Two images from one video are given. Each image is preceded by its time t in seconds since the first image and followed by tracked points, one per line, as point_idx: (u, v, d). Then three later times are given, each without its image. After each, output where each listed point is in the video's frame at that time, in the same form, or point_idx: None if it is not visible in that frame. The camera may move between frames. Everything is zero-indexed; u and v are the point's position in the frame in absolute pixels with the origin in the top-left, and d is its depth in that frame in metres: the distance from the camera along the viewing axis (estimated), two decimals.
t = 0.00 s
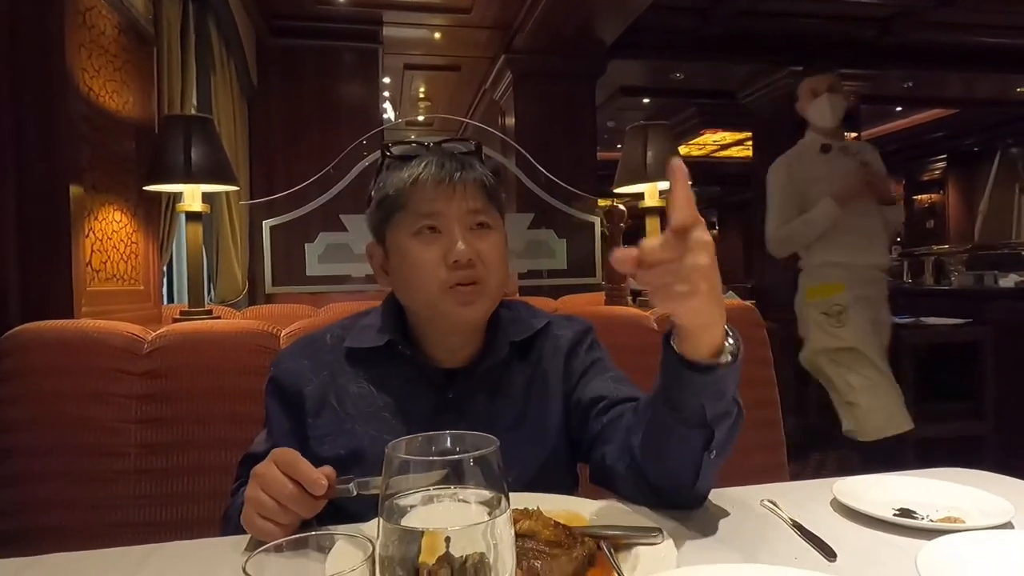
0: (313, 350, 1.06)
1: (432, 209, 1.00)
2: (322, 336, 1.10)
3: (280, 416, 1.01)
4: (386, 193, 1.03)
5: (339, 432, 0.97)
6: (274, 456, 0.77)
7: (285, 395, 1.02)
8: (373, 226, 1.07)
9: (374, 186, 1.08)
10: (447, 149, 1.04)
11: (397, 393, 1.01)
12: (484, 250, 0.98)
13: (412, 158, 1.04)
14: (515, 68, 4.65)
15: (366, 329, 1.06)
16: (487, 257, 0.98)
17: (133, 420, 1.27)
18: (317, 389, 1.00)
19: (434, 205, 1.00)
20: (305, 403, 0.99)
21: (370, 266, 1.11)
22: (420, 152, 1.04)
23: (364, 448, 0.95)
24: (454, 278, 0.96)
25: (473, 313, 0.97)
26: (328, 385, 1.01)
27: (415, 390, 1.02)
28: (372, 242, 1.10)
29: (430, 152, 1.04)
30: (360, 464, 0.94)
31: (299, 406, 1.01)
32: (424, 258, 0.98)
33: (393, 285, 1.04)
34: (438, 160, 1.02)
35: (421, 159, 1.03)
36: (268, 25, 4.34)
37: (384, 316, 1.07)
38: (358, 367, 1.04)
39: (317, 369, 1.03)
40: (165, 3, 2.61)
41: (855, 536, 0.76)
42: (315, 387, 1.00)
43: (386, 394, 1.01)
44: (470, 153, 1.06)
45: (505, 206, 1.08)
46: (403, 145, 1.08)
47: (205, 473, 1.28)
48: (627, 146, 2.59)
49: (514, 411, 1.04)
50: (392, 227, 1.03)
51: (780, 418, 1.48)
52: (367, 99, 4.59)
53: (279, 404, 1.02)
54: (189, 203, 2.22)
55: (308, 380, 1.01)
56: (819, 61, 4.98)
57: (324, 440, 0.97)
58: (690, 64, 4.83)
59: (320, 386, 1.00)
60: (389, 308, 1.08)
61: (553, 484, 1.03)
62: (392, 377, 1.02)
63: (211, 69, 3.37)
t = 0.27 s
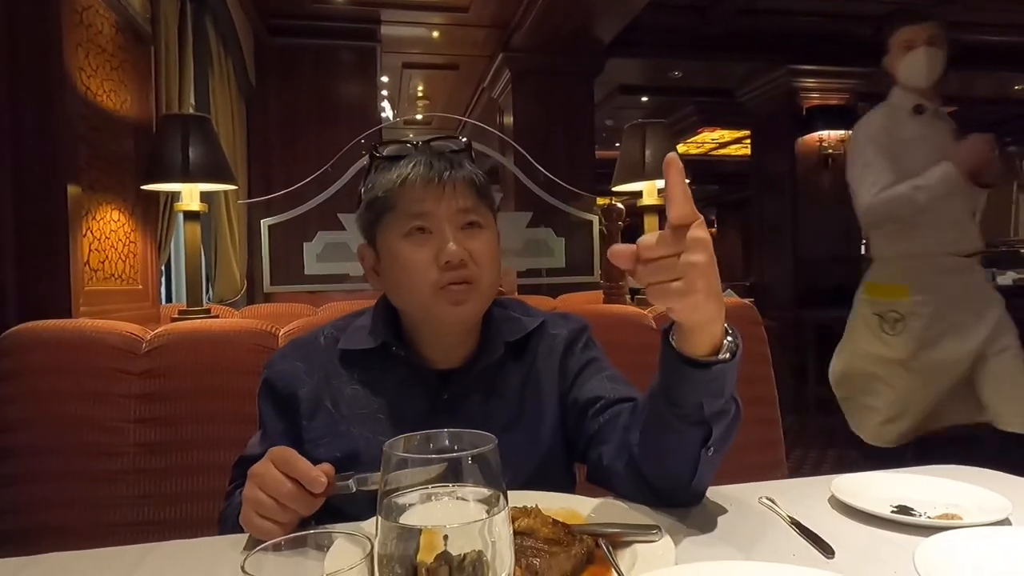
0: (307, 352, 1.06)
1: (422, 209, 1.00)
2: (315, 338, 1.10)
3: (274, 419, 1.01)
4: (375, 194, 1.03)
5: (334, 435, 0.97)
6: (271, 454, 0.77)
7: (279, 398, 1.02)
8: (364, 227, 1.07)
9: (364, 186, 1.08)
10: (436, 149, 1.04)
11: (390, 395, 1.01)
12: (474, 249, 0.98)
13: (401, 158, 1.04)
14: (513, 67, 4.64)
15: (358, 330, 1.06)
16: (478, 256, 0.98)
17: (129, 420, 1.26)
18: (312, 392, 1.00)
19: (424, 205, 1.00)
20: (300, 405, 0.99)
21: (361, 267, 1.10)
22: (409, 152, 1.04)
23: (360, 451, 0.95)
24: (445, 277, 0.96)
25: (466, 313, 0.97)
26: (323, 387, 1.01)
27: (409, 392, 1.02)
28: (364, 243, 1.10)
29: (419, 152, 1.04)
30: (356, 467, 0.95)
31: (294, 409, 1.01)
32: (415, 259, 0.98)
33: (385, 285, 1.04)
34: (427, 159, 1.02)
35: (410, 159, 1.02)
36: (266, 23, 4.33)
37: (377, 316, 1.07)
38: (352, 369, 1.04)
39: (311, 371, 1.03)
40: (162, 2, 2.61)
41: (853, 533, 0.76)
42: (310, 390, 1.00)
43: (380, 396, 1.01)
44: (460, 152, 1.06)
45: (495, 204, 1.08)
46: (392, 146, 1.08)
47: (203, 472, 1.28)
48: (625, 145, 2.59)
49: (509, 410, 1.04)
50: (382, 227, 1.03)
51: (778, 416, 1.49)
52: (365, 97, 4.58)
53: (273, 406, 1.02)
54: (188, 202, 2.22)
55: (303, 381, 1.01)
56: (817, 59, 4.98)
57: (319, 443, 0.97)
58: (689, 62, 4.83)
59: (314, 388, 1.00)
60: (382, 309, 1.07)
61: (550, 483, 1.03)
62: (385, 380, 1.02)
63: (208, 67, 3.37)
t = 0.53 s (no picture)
0: (306, 351, 1.06)
1: (418, 209, 1.00)
2: (314, 337, 1.10)
3: (274, 418, 1.01)
4: (371, 194, 1.03)
5: (333, 433, 0.97)
6: (270, 454, 0.77)
7: (279, 396, 1.02)
8: (361, 227, 1.07)
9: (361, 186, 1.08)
10: (432, 148, 1.04)
11: (390, 393, 1.01)
12: (470, 249, 0.98)
13: (397, 158, 1.04)
14: (512, 66, 4.64)
15: (358, 329, 1.06)
16: (475, 256, 0.98)
17: (128, 420, 1.26)
18: (311, 390, 1.00)
19: (420, 205, 1.00)
20: (300, 404, 0.99)
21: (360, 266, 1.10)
22: (404, 152, 1.04)
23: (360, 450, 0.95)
24: (441, 277, 0.97)
25: (462, 312, 0.97)
26: (323, 386, 1.01)
27: (408, 390, 1.02)
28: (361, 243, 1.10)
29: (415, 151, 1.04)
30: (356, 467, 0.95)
31: (293, 407, 1.01)
32: (411, 258, 0.98)
33: (383, 286, 1.04)
34: (423, 159, 1.02)
35: (406, 159, 1.02)
36: (263, 23, 4.32)
37: (376, 316, 1.06)
38: (352, 367, 1.04)
39: (311, 370, 1.03)
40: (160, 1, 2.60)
41: (850, 532, 0.76)
42: (309, 389, 1.00)
43: (380, 395, 1.01)
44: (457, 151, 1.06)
45: (492, 203, 1.08)
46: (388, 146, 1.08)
47: (203, 472, 1.28)
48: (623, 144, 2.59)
49: (509, 409, 1.04)
50: (379, 227, 1.03)
51: (775, 415, 1.49)
52: (363, 97, 4.58)
53: (273, 405, 1.02)
54: (186, 202, 2.21)
55: (302, 381, 1.01)
56: (815, 58, 4.98)
57: (319, 441, 0.97)
58: (687, 61, 4.83)
59: (314, 387, 1.00)
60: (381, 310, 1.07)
61: (551, 482, 1.03)
62: (384, 378, 1.02)
63: (206, 67, 3.36)
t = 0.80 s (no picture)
0: (305, 350, 1.06)
1: (417, 210, 0.99)
2: (313, 336, 1.10)
3: (273, 416, 1.01)
4: (371, 195, 1.02)
5: (334, 433, 0.97)
6: (270, 453, 0.77)
7: (278, 395, 1.01)
8: (361, 226, 1.07)
9: (360, 185, 1.08)
10: (432, 147, 1.03)
11: (389, 393, 1.02)
12: (471, 250, 0.98)
13: (397, 158, 1.03)
14: (511, 64, 4.64)
15: (357, 328, 1.06)
16: (474, 257, 0.98)
17: (128, 419, 1.26)
18: (311, 389, 1.00)
19: (420, 206, 1.00)
20: (299, 403, 0.99)
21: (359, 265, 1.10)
22: (405, 152, 1.03)
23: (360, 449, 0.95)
24: (440, 278, 0.97)
25: (463, 314, 0.97)
26: (322, 385, 1.01)
27: (408, 390, 1.02)
28: (361, 242, 1.10)
29: (415, 151, 1.03)
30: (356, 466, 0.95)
31: (293, 406, 1.01)
32: (411, 260, 0.98)
33: (382, 285, 1.04)
34: (423, 159, 1.01)
35: (406, 159, 1.02)
36: (262, 21, 4.32)
37: (375, 315, 1.06)
38: (351, 366, 1.03)
39: (310, 369, 1.02)
40: None
41: (849, 528, 0.76)
42: (308, 388, 1.00)
43: (380, 395, 1.01)
44: (457, 150, 1.05)
45: (492, 202, 1.07)
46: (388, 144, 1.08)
47: (204, 470, 1.28)
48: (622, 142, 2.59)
49: (507, 406, 1.04)
50: (378, 228, 1.02)
51: (775, 413, 1.49)
52: (362, 95, 4.57)
53: (272, 403, 1.01)
54: (184, 200, 2.21)
55: (300, 380, 1.01)
56: (814, 55, 4.97)
57: (319, 441, 0.97)
58: (685, 59, 4.83)
59: (313, 387, 1.00)
60: (380, 309, 1.07)
61: (550, 479, 1.03)
62: (384, 378, 1.02)
63: (205, 65, 3.35)
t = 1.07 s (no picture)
0: (306, 350, 1.06)
1: (420, 210, 0.99)
2: (314, 336, 1.09)
3: (274, 416, 1.01)
4: (373, 194, 1.02)
5: (335, 433, 0.97)
6: (270, 453, 0.77)
7: (279, 395, 1.01)
8: (363, 226, 1.07)
9: (362, 185, 1.08)
10: (434, 147, 1.03)
11: (390, 393, 1.02)
12: (473, 251, 0.98)
13: (399, 158, 1.03)
14: (510, 64, 4.64)
15: (358, 328, 1.05)
16: (477, 257, 0.98)
17: (129, 419, 1.26)
18: (312, 389, 1.00)
19: (422, 206, 1.00)
20: (300, 404, 0.99)
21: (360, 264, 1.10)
22: (406, 151, 1.03)
23: (361, 448, 0.95)
24: (442, 277, 0.97)
25: (466, 315, 0.97)
26: (323, 385, 1.01)
27: (409, 390, 1.02)
28: (362, 242, 1.10)
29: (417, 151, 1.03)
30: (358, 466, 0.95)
31: (294, 407, 1.01)
32: (414, 260, 0.98)
33: (384, 285, 1.04)
34: (425, 159, 1.01)
35: (408, 158, 1.02)
36: (262, 22, 4.32)
37: (376, 315, 1.06)
38: (352, 366, 1.03)
39: (311, 369, 1.02)
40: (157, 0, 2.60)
41: (849, 527, 0.76)
42: (309, 388, 1.00)
43: (381, 395, 1.02)
44: (459, 150, 1.05)
45: (494, 202, 1.08)
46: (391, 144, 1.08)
47: (205, 470, 1.28)
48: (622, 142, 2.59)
49: (508, 406, 1.04)
50: (380, 227, 1.02)
51: (775, 412, 1.49)
52: (361, 95, 4.58)
53: (273, 404, 1.01)
54: (184, 201, 2.21)
55: (300, 380, 1.01)
56: (814, 55, 4.97)
57: (320, 441, 0.97)
58: (685, 58, 4.83)
59: (314, 387, 1.00)
60: (381, 309, 1.07)
61: (552, 477, 1.04)
62: (385, 379, 1.02)
63: (204, 66, 3.35)
